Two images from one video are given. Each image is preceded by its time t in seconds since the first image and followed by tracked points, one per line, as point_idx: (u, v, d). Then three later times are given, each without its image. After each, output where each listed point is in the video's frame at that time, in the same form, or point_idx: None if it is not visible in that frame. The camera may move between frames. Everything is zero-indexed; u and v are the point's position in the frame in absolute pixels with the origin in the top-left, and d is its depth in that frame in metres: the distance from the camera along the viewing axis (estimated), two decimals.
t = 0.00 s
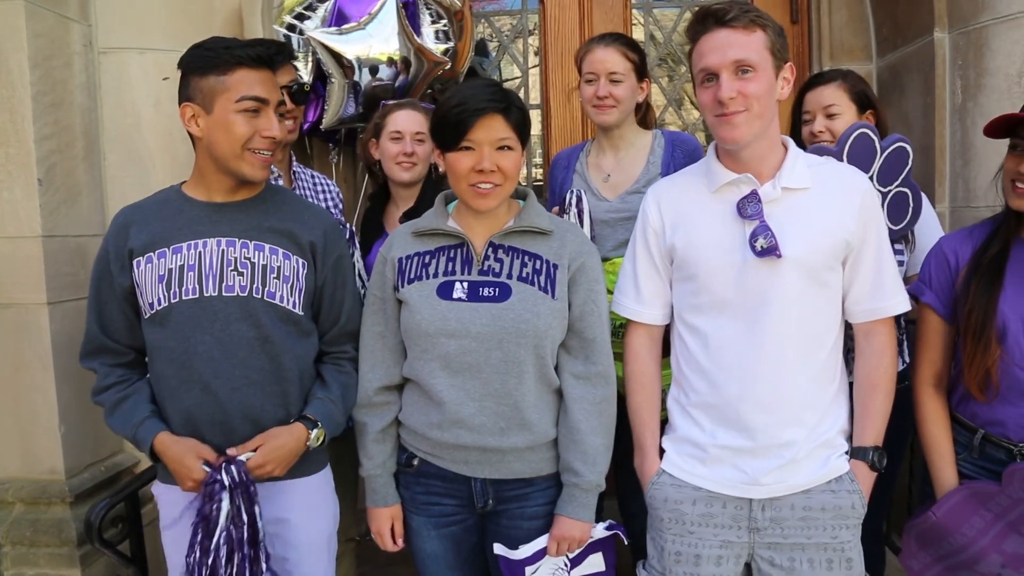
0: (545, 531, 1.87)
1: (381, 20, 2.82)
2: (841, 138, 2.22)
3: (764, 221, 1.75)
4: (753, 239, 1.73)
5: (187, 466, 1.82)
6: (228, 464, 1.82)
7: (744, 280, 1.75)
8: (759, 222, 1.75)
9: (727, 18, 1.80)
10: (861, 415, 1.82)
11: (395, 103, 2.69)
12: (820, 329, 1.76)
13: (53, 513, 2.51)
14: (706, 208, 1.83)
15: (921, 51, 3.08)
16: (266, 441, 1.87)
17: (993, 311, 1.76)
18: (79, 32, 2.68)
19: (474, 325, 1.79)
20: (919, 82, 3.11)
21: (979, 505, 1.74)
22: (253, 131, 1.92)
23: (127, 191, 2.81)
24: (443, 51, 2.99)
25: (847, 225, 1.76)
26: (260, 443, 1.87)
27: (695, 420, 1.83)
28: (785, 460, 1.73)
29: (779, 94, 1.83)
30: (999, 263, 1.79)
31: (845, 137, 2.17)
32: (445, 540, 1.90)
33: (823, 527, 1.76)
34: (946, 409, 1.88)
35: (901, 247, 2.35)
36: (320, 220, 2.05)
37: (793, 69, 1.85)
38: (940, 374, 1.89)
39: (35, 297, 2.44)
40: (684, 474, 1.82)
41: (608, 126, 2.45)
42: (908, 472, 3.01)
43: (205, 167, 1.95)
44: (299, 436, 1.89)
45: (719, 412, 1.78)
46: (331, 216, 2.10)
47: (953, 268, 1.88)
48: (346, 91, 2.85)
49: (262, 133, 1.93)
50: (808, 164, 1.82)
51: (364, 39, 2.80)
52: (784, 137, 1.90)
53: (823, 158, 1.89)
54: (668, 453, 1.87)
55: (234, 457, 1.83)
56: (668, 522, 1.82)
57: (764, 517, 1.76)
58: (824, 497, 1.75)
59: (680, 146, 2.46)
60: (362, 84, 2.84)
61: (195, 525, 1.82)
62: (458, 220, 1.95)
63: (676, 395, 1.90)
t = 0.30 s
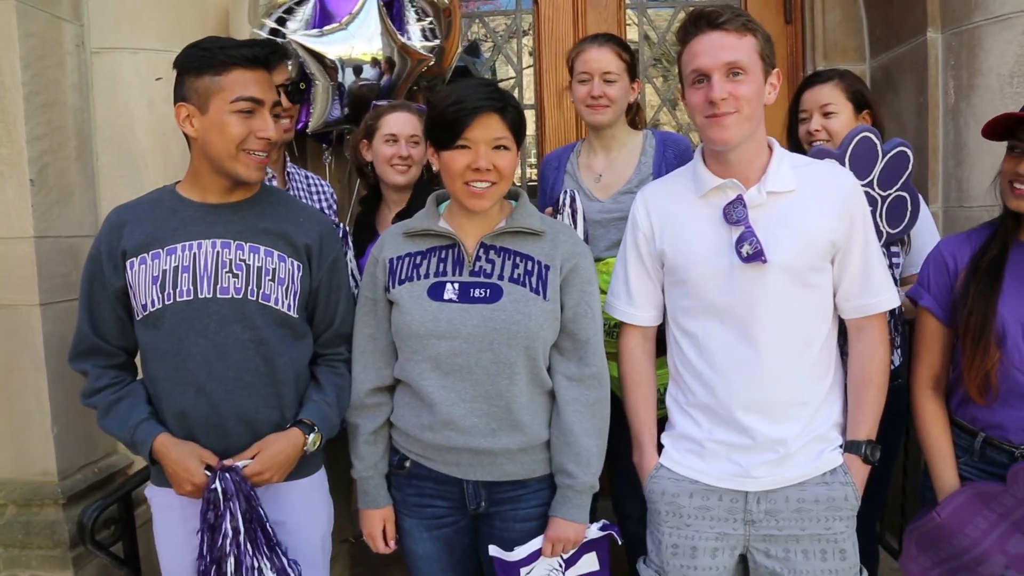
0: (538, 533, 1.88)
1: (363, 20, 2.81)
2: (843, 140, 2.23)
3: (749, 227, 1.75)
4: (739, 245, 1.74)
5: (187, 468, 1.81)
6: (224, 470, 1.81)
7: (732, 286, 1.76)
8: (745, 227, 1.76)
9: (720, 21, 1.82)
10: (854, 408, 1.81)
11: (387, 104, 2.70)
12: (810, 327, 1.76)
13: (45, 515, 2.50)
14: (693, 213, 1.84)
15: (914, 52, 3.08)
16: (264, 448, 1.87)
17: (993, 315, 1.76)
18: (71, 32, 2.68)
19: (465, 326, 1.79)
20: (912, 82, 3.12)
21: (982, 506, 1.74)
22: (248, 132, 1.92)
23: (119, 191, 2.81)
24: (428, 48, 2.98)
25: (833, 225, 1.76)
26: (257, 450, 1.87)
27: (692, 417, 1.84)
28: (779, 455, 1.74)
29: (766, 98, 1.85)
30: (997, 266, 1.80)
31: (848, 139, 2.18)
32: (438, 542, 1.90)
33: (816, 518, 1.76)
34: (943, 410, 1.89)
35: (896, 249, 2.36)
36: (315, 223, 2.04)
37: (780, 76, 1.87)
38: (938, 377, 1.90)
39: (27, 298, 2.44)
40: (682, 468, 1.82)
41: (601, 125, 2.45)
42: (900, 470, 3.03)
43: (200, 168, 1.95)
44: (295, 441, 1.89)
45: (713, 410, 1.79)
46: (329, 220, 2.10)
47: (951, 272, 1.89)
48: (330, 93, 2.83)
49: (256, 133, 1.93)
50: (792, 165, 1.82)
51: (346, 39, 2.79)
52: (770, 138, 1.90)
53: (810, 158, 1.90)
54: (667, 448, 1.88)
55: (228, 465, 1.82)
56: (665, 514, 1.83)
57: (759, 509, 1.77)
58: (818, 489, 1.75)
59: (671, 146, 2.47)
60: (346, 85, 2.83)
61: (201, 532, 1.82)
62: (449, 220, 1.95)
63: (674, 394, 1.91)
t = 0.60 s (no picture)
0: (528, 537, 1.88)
1: (339, 17, 2.81)
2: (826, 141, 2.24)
3: (730, 227, 1.76)
4: (719, 245, 1.75)
5: (172, 474, 1.81)
6: (213, 475, 1.81)
7: (713, 285, 1.77)
8: (725, 227, 1.77)
9: (711, 19, 1.83)
10: (837, 404, 1.81)
11: (378, 105, 2.69)
12: (790, 325, 1.77)
13: (32, 518, 2.48)
14: (676, 213, 1.85)
15: (903, 53, 3.10)
16: (252, 451, 1.86)
17: (976, 316, 1.78)
18: (58, 30, 2.65)
19: (454, 324, 1.79)
20: (901, 84, 3.13)
21: (967, 504, 1.75)
22: (233, 132, 1.91)
23: (106, 191, 2.80)
24: (407, 43, 2.98)
25: (813, 225, 1.77)
26: (245, 454, 1.86)
27: (675, 414, 1.85)
28: (759, 453, 1.75)
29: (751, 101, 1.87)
30: (979, 267, 1.81)
31: (831, 141, 2.19)
32: (429, 547, 1.89)
33: (798, 513, 1.76)
34: (924, 410, 1.91)
35: (884, 247, 2.36)
36: (302, 220, 2.04)
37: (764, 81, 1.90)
38: (919, 376, 1.91)
39: (13, 299, 2.41)
40: (665, 463, 1.83)
41: (594, 127, 2.44)
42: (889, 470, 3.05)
43: (185, 167, 1.94)
44: (284, 445, 1.89)
45: (695, 408, 1.80)
46: (315, 217, 2.09)
47: (934, 274, 1.90)
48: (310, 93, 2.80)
49: (241, 134, 1.92)
50: (773, 165, 1.83)
51: (323, 38, 2.79)
52: (750, 139, 1.92)
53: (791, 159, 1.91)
54: (651, 445, 1.89)
55: (217, 470, 1.82)
56: (649, 509, 1.84)
57: (741, 504, 1.77)
58: (800, 485, 1.76)
59: (653, 145, 2.50)
60: (325, 83, 2.82)
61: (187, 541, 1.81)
62: (437, 219, 1.95)
63: (658, 392, 1.92)
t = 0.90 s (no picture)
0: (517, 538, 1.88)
1: (312, 18, 2.80)
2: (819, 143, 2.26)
3: (707, 226, 1.78)
4: (695, 244, 1.76)
5: (153, 479, 1.80)
6: (197, 481, 1.80)
7: (688, 283, 1.79)
8: (702, 227, 1.78)
9: (703, 16, 1.85)
10: (806, 405, 1.82)
11: (365, 104, 2.68)
12: (763, 326, 1.78)
13: (12, 522, 2.46)
14: (653, 211, 1.86)
15: (886, 55, 3.12)
16: (237, 457, 1.86)
17: (940, 315, 1.79)
18: (40, 28, 2.63)
19: (439, 323, 1.79)
20: (885, 85, 3.15)
21: (932, 500, 1.77)
22: (205, 121, 1.90)
23: (89, 192, 2.78)
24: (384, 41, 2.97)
25: (789, 227, 1.78)
26: (230, 459, 1.86)
27: (647, 412, 1.86)
28: (729, 452, 1.76)
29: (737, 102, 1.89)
30: (945, 267, 1.83)
31: (824, 141, 2.22)
32: (416, 553, 1.88)
33: (768, 512, 1.77)
34: (892, 408, 1.92)
35: (871, 249, 2.37)
36: (283, 218, 2.02)
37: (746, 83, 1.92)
38: (887, 374, 1.93)
39: None
40: (635, 461, 1.84)
41: (574, 126, 2.45)
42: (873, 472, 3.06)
43: (161, 168, 1.93)
44: (269, 449, 1.88)
45: (667, 406, 1.81)
46: (295, 214, 2.08)
47: (901, 274, 1.91)
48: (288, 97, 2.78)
49: (214, 120, 1.91)
50: (751, 166, 1.84)
51: (299, 39, 2.79)
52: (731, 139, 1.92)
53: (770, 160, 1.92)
54: (622, 443, 1.91)
55: (202, 476, 1.82)
56: (622, 507, 1.85)
57: (712, 502, 1.78)
58: (768, 484, 1.77)
59: (631, 145, 2.53)
60: (303, 85, 2.80)
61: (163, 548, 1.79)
62: (417, 221, 1.94)
63: (630, 390, 1.93)
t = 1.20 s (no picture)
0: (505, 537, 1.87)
1: (288, 18, 2.77)
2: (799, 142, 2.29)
3: (687, 233, 1.79)
4: (676, 251, 1.77)
5: (139, 479, 1.78)
6: (185, 479, 1.79)
7: (667, 287, 1.79)
8: (683, 233, 1.79)
9: (682, 23, 1.84)
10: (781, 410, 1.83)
11: (357, 103, 2.66)
12: (742, 329, 1.79)
13: None
14: (634, 215, 1.87)
15: (872, 56, 3.14)
16: (226, 457, 1.85)
17: (912, 318, 1.80)
18: (23, 26, 2.62)
19: (427, 322, 1.79)
20: (871, 86, 3.17)
21: (894, 497, 1.79)
22: (197, 119, 1.88)
23: (74, 191, 2.76)
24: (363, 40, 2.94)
25: (770, 233, 1.79)
26: (219, 459, 1.85)
27: (626, 412, 1.87)
28: (707, 453, 1.77)
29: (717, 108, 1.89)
30: (918, 271, 1.84)
31: (804, 141, 2.25)
32: (405, 556, 1.88)
33: (746, 510, 1.77)
34: (865, 410, 1.94)
35: (858, 245, 2.37)
36: (273, 220, 2.01)
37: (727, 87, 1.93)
38: (860, 374, 1.95)
39: None
40: (613, 459, 1.86)
41: (558, 125, 2.46)
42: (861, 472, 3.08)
43: (152, 166, 1.91)
44: (257, 450, 1.87)
45: (647, 407, 1.81)
46: (284, 215, 2.06)
47: (876, 277, 1.92)
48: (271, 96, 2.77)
49: (206, 119, 1.90)
50: (733, 171, 1.85)
51: (276, 40, 2.75)
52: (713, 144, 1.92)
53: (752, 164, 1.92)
54: (601, 442, 1.91)
55: (190, 474, 1.80)
56: (603, 506, 1.85)
57: (691, 501, 1.79)
58: (745, 482, 1.78)
59: (617, 146, 2.54)
60: (287, 85, 2.79)
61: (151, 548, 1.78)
62: (404, 224, 1.94)
63: (609, 391, 1.93)
